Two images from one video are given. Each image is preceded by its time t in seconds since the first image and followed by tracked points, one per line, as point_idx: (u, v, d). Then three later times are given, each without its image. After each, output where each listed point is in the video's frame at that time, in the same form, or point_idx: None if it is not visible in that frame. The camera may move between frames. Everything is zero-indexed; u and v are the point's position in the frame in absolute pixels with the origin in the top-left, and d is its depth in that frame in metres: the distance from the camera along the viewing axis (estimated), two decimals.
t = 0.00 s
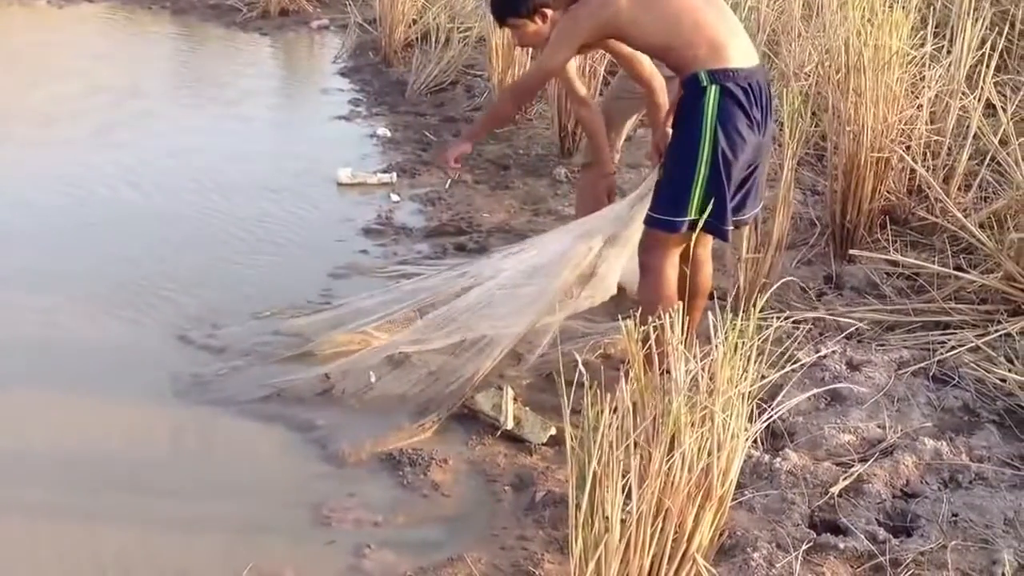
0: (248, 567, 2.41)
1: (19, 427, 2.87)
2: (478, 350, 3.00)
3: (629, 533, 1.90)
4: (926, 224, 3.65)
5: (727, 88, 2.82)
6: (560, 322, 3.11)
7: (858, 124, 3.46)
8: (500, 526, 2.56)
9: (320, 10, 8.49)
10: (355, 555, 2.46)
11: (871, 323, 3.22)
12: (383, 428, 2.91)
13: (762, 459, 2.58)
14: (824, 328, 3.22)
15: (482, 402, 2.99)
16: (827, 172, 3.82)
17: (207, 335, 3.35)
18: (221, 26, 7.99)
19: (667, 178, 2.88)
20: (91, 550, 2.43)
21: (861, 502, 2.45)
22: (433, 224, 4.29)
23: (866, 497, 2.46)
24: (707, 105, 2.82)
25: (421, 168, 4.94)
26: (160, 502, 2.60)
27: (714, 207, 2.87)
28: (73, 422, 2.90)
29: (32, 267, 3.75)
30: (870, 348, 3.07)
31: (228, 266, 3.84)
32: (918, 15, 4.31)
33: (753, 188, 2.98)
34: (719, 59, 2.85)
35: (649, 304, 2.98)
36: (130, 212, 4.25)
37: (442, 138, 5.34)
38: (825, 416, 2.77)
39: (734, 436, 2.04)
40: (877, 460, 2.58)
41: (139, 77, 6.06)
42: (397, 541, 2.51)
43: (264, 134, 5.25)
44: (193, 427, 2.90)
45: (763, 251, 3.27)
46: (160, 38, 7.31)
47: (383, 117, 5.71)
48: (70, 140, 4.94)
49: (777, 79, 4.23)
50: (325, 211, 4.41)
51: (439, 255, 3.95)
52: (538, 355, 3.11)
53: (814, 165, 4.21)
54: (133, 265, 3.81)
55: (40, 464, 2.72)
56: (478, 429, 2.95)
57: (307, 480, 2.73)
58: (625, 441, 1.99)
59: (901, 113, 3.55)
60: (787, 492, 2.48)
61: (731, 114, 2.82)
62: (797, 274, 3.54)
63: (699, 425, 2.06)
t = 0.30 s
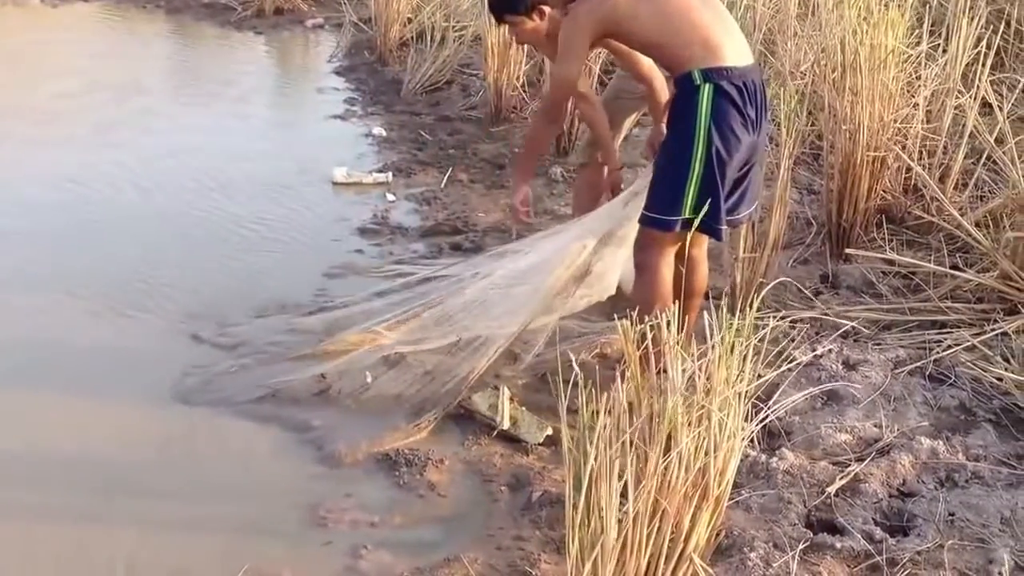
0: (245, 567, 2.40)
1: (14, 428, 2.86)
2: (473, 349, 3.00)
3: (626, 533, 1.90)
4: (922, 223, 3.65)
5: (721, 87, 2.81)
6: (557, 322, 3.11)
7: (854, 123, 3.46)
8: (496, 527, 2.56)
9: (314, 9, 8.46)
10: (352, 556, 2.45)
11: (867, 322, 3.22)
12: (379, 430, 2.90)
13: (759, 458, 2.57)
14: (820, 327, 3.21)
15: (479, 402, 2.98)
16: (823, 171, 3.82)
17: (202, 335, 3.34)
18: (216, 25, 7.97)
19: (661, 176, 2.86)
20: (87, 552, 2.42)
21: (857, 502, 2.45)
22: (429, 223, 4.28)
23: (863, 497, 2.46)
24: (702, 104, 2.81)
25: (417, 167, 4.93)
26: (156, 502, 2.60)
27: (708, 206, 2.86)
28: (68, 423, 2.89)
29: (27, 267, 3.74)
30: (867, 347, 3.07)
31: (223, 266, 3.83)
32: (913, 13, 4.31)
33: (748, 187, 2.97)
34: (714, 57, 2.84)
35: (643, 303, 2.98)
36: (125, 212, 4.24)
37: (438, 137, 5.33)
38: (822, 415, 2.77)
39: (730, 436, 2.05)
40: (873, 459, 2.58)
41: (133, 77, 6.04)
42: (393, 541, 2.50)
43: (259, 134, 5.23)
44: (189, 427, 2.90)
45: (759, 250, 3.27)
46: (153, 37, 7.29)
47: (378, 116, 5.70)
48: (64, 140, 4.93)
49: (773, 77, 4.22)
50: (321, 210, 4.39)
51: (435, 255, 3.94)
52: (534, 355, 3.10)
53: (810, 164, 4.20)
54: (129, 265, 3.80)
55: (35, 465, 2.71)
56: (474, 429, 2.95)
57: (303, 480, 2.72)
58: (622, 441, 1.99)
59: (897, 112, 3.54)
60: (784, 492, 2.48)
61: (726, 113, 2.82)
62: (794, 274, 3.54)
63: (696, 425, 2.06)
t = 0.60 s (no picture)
0: (242, 569, 2.38)
1: (9, 429, 2.84)
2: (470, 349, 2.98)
3: (626, 535, 1.89)
4: (922, 222, 3.65)
5: (726, 87, 2.80)
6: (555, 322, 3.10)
7: (853, 122, 3.45)
8: (495, 528, 2.54)
9: (310, 7, 8.43)
10: (350, 558, 2.44)
11: (867, 321, 3.22)
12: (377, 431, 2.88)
13: (759, 459, 2.57)
14: (820, 327, 3.21)
15: (477, 403, 2.96)
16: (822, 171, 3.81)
17: (198, 335, 3.32)
18: (211, 23, 7.93)
19: (665, 176, 2.85)
20: (83, 552, 2.40)
21: (858, 502, 2.44)
22: (427, 222, 4.26)
23: (864, 497, 2.45)
24: (706, 104, 2.80)
25: (414, 166, 4.91)
26: (152, 503, 2.58)
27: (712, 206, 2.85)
28: (63, 423, 2.88)
29: (22, 267, 3.71)
30: (867, 347, 3.06)
31: (219, 266, 3.81)
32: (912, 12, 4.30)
33: (751, 187, 2.96)
34: (715, 56, 2.82)
35: (643, 304, 2.97)
36: (119, 212, 4.21)
37: (434, 136, 5.31)
38: (822, 416, 2.76)
39: (731, 437, 2.04)
40: (874, 460, 2.58)
41: (128, 75, 6.01)
42: (391, 543, 2.49)
43: (255, 133, 5.21)
44: (185, 428, 2.88)
45: (758, 250, 3.26)
46: (148, 36, 7.25)
47: (375, 115, 5.68)
48: (59, 139, 4.90)
49: (771, 75, 4.21)
50: (317, 210, 4.37)
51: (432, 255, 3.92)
52: (533, 355, 3.08)
53: (809, 164, 4.20)
54: (124, 265, 3.78)
55: (30, 466, 2.69)
56: (473, 430, 2.93)
57: (301, 482, 2.71)
58: (622, 442, 1.98)
59: (897, 111, 3.53)
60: (784, 492, 2.47)
61: (730, 114, 2.80)
62: (793, 273, 3.53)
63: (696, 426, 2.05)
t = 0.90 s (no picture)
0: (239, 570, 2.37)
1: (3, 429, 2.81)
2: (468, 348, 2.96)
3: (629, 535, 1.88)
4: (919, 220, 3.65)
5: (723, 84, 2.79)
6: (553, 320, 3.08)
7: (851, 120, 3.45)
8: (495, 528, 2.53)
9: (304, 4, 8.38)
10: (348, 558, 2.42)
11: (866, 320, 3.22)
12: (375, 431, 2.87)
13: (760, 458, 2.57)
14: (818, 326, 3.21)
15: (475, 402, 2.94)
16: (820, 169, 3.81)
17: (193, 334, 3.29)
18: (203, 20, 7.87)
19: (663, 174, 2.85)
20: (79, 553, 2.38)
21: (859, 502, 2.44)
22: (422, 220, 4.24)
23: (864, 496, 2.46)
24: (704, 101, 2.79)
25: (409, 164, 4.89)
26: (148, 504, 2.56)
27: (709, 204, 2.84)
28: (58, 423, 2.85)
29: (14, 266, 3.68)
30: (866, 346, 3.07)
31: (213, 264, 3.78)
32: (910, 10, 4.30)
33: (749, 186, 2.95)
34: (715, 53, 2.81)
35: (641, 303, 2.96)
36: (112, 210, 4.18)
37: (430, 134, 5.29)
38: (821, 414, 2.76)
39: (734, 437, 2.03)
40: (874, 459, 2.58)
41: (120, 72, 5.97)
42: (390, 543, 2.48)
43: (249, 130, 5.17)
44: (181, 428, 2.86)
45: (757, 248, 3.26)
46: (140, 33, 7.20)
47: (370, 112, 5.64)
48: (50, 136, 4.86)
49: (768, 74, 4.20)
50: (312, 208, 4.35)
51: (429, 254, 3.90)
52: (531, 354, 3.07)
53: (806, 162, 4.20)
54: (117, 263, 3.75)
55: (25, 467, 2.66)
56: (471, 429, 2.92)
57: (299, 482, 2.69)
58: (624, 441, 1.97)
59: (894, 109, 3.53)
60: (785, 491, 2.47)
61: (728, 111, 2.79)
62: (792, 272, 3.53)
63: (699, 426, 2.04)
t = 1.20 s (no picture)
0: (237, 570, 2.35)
1: None
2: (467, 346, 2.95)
3: (632, 534, 1.88)
4: (917, 217, 3.66)
5: (723, 79, 2.77)
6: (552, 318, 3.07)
7: (850, 116, 3.45)
8: (494, 528, 2.52)
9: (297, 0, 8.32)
10: (347, 558, 2.41)
11: (864, 316, 3.23)
12: (373, 430, 2.85)
13: (760, 456, 2.57)
14: (817, 323, 3.21)
15: (474, 400, 2.92)
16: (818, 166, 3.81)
17: (189, 333, 3.27)
18: (196, 16, 7.82)
19: (662, 170, 2.83)
20: (76, 553, 2.36)
21: (860, 500, 2.45)
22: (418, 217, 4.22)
23: (865, 494, 2.46)
24: (703, 97, 2.77)
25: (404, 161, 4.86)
26: (146, 503, 2.54)
27: (709, 200, 2.83)
28: (53, 423, 2.83)
29: (7, 264, 3.65)
30: (865, 343, 3.07)
31: (208, 262, 3.75)
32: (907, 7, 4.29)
33: (748, 180, 2.95)
34: (715, 48, 2.79)
35: (641, 299, 2.97)
36: (105, 207, 4.15)
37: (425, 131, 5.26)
38: (822, 412, 2.76)
39: (738, 435, 2.02)
40: (875, 457, 2.58)
41: (113, 69, 5.93)
42: (389, 543, 2.46)
43: (242, 127, 5.14)
44: (178, 427, 2.84)
45: (756, 245, 3.25)
46: (133, 29, 7.15)
47: (364, 109, 5.61)
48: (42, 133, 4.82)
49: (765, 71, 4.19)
50: (307, 206, 4.32)
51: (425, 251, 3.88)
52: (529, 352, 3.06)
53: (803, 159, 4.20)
54: (111, 261, 3.71)
55: (20, 466, 2.64)
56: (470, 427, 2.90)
57: (297, 481, 2.67)
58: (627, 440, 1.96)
59: (893, 105, 3.53)
60: (786, 489, 2.47)
61: (727, 106, 2.78)
62: (790, 269, 3.53)
63: (703, 424, 2.02)
